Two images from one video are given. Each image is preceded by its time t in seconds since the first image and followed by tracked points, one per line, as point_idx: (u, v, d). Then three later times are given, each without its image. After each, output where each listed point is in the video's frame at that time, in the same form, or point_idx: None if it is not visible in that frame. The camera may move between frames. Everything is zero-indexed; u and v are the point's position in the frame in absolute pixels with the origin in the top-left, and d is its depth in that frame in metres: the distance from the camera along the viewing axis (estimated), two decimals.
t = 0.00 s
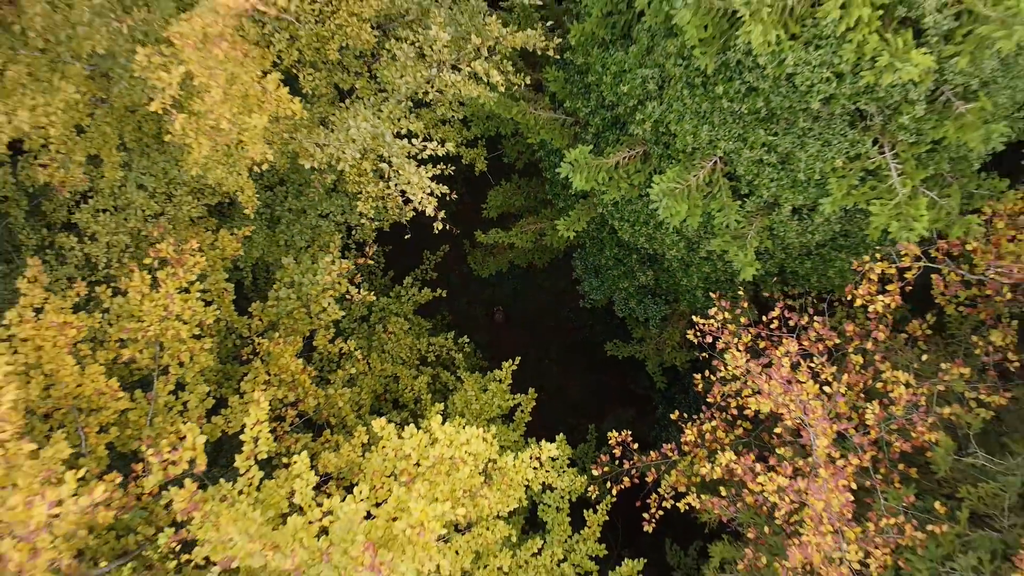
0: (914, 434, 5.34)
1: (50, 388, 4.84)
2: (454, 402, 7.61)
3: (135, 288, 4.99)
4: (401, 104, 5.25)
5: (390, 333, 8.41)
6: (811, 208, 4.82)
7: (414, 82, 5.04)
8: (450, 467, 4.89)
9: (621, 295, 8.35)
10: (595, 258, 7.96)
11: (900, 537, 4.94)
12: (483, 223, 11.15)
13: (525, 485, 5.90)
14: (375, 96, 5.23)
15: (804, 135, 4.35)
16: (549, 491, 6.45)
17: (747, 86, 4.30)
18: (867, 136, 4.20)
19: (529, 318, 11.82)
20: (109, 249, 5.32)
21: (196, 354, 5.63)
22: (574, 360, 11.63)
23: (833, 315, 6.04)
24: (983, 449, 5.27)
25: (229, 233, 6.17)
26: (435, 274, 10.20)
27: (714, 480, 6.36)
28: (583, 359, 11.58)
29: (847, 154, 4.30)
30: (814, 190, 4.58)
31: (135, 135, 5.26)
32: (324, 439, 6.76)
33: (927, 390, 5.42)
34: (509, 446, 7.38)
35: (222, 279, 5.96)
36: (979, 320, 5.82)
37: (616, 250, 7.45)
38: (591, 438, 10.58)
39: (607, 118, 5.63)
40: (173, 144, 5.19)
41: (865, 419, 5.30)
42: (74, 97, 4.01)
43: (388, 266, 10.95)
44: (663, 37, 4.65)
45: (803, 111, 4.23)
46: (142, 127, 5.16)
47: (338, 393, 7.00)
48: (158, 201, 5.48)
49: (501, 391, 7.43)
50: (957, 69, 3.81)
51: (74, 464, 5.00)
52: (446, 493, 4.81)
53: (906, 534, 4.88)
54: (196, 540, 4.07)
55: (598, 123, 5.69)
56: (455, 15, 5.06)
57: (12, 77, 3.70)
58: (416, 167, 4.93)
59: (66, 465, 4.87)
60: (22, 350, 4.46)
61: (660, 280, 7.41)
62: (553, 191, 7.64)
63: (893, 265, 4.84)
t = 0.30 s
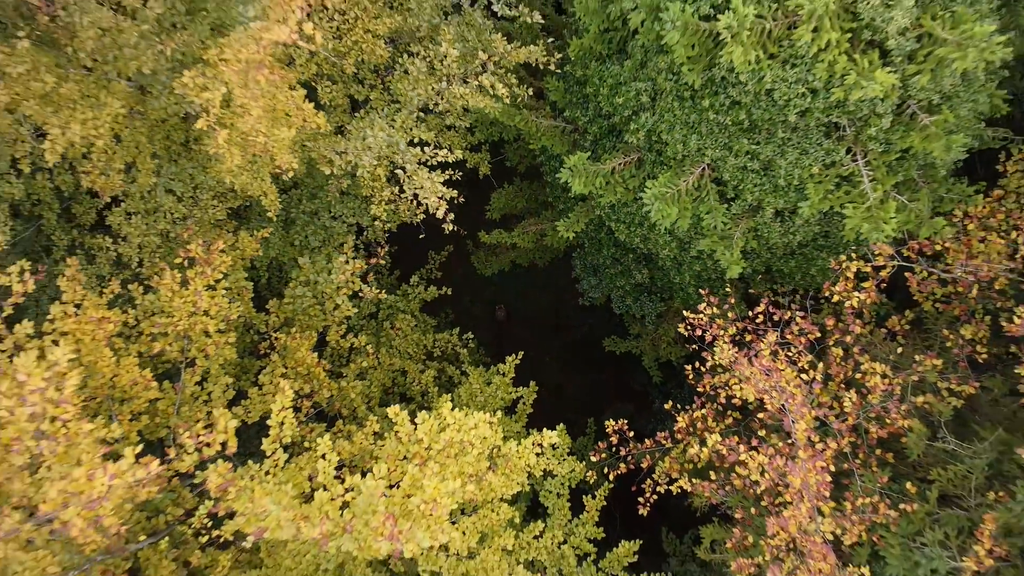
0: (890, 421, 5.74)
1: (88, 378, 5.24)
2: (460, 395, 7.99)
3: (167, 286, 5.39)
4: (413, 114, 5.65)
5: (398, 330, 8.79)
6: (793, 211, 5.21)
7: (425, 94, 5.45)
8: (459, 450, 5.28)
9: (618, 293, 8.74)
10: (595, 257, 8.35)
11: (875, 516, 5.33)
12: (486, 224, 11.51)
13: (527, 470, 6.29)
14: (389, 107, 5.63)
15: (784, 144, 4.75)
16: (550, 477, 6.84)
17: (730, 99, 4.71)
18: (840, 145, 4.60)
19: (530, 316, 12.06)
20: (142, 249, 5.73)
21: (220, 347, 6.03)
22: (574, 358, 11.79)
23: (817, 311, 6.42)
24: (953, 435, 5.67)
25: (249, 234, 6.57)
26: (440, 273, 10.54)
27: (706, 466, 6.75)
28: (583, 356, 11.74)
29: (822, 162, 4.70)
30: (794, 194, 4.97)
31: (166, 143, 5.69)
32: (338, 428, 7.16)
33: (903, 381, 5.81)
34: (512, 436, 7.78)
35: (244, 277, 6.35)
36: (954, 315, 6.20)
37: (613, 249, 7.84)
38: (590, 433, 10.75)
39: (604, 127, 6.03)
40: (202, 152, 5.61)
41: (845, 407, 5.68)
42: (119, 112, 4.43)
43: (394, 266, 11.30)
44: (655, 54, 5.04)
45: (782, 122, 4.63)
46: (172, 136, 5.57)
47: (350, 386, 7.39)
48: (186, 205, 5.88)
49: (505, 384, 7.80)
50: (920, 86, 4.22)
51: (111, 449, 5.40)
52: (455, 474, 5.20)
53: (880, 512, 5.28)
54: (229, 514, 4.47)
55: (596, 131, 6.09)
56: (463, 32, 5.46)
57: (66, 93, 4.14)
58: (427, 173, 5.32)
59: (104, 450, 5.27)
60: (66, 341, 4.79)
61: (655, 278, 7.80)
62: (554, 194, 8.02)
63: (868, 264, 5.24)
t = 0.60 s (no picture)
0: (869, 411, 6.13)
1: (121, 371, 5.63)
2: (465, 389, 8.36)
3: (194, 284, 5.78)
4: (423, 124, 6.04)
5: (405, 328, 9.16)
6: (777, 214, 5.60)
7: (435, 106, 5.86)
8: (467, 437, 5.67)
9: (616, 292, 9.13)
10: (594, 257, 8.74)
11: (853, 498, 5.73)
12: (489, 226, 11.88)
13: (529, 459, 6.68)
14: (400, 117, 6.03)
15: (767, 153, 5.14)
16: (552, 467, 7.20)
17: (717, 112, 5.10)
18: (818, 154, 5.00)
19: (531, 315, 12.42)
20: (169, 251, 6.12)
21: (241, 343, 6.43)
22: (574, 356, 12.13)
23: (802, 308, 6.81)
24: (928, 424, 6.07)
25: (267, 236, 6.96)
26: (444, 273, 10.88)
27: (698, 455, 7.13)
28: (582, 354, 12.08)
29: (803, 169, 5.09)
30: (777, 199, 5.36)
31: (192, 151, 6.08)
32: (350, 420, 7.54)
33: (881, 373, 6.19)
34: (515, 428, 8.16)
35: (261, 277, 6.72)
36: (932, 313, 6.57)
37: (611, 250, 8.24)
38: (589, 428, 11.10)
39: (601, 135, 6.44)
40: (226, 159, 6.00)
41: (826, 397, 6.07)
42: (156, 125, 4.81)
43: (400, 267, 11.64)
44: (649, 69, 5.44)
45: (764, 133, 5.03)
46: (197, 144, 5.94)
47: (361, 380, 7.76)
48: (209, 209, 6.26)
49: (508, 379, 8.19)
50: (889, 100, 4.62)
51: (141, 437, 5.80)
52: (463, 459, 5.59)
53: (858, 495, 5.67)
54: (257, 494, 4.87)
55: (594, 139, 6.49)
56: (470, 47, 5.86)
57: (110, 110, 4.56)
58: (435, 179, 5.69)
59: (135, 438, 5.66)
60: (106, 336, 5.11)
61: (651, 278, 8.19)
62: (555, 197, 8.40)
63: (846, 264, 5.63)
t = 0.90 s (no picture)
0: (850, 403, 6.52)
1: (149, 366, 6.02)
2: (469, 384, 8.76)
3: (217, 285, 6.17)
4: (431, 134, 6.43)
5: (411, 325, 9.54)
6: (762, 218, 6.00)
7: (443, 117, 6.27)
8: (473, 427, 6.07)
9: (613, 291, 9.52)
10: (592, 258, 9.13)
11: (834, 484, 6.13)
12: (492, 228, 12.25)
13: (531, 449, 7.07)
14: (410, 128, 6.43)
15: (752, 162, 5.53)
16: (553, 457, 7.58)
17: (705, 124, 5.49)
18: (799, 163, 5.39)
19: (532, 314, 12.79)
20: (193, 253, 6.52)
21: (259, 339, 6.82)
22: (573, 354, 12.51)
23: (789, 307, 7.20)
24: (905, 415, 6.46)
25: (283, 239, 7.36)
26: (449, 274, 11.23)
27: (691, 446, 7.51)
28: (581, 353, 12.46)
29: (785, 177, 5.48)
30: (762, 205, 5.76)
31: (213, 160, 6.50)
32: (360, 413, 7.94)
33: (862, 368, 6.57)
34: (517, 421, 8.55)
35: (278, 277, 7.12)
36: (911, 311, 6.96)
37: (608, 252, 8.64)
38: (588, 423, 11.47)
39: (599, 144, 6.83)
40: (246, 166, 6.42)
41: (810, 390, 6.46)
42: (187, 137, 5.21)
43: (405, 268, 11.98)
44: (643, 83, 5.83)
45: (749, 144, 5.42)
46: (220, 153, 6.33)
47: (371, 375, 8.16)
48: (230, 213, 6.65)
49: (510, 374, 8.57)
50: (862, 115, 5.02)
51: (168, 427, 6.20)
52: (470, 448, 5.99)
53: (839, 481, 6.06)
54: (280, 478, 5.27)
55: (592, 148, 6.89)
56: (476, 62, 6.25)
57: (147, 124, 4.99)
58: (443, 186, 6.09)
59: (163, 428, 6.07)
60: (135, 333, 5.50)
61: (646, 278, 8.59)
62: (555, 200, 8.79)
63: (827, 265, 6.04)
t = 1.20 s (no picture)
0: (834, 397, 6.92)
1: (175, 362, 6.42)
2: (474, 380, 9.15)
3: (238, 285, 6.57)
4: (438, 144, 6.83)
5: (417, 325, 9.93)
6: (749, 223, 6.40)
7: (450, 128, 6.69)
8: (478, 419, 6.46)
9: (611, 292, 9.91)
10: (591, 259, 9.53)
11: (818, 473, 6.52)
12: (494, 230, 12.64)
13: (532, 441, 7.46)
14: (419, 138, 6.85)
15: (739, 170, 5.92)
16: (554, 448, 7.96)
17: (695, 136, 5.89)
18: (783, 172, 5.79)
19: (533, 314, 13.16)
20: (215, 256, 6.94)
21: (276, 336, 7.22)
22: (572, 352, 12.91)
23: (777, 306, 7.60)
24: (885, 408, 6.86)
25: (297, 242, 7.76)
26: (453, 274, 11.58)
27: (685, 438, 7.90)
28: (580, 351, 12.86)
29: (770, 185, 5.88)
30: (749, 210, 6.16)
31: (234, 168, 6.91)
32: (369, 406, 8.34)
33: (845, 364, 6.96)
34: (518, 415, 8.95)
35: (293, 279, 7.51)
36: (893, 310, 7.36)
37: (606, 254, 9.03)
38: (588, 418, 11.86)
39: (596, 152, 7.24)
40: (265, 174, 6.85)
41: (796, 385, 6.85)
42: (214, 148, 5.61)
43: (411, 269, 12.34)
44: (637, 98, 6.24)
45: (735, 155, 5.83)
46: (240, 162, 6.75)
47: (379, 372, 8.55)
48: (249, 218, 7.06)
49: (513, 371, 8.96)
50: (840, 128, 5.42)
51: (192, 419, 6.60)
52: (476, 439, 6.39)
53: (821, 470, 6.45)
54: (300, 464, 5.68)
55: (590, 156, 7.30)
56: (480, 77, 6.66)
57: (178, 137, 5.42)
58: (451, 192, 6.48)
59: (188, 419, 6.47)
60: (164, 331, 5.89)
61: (642, 279, 8.98)
62: (556, 205, 9.19)
63: (811, 267, 6.43)
